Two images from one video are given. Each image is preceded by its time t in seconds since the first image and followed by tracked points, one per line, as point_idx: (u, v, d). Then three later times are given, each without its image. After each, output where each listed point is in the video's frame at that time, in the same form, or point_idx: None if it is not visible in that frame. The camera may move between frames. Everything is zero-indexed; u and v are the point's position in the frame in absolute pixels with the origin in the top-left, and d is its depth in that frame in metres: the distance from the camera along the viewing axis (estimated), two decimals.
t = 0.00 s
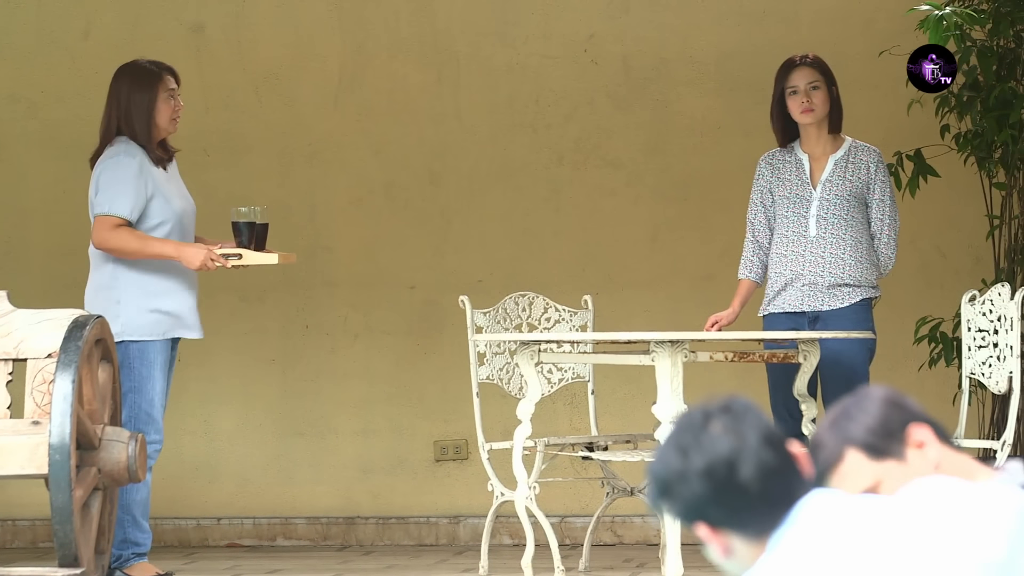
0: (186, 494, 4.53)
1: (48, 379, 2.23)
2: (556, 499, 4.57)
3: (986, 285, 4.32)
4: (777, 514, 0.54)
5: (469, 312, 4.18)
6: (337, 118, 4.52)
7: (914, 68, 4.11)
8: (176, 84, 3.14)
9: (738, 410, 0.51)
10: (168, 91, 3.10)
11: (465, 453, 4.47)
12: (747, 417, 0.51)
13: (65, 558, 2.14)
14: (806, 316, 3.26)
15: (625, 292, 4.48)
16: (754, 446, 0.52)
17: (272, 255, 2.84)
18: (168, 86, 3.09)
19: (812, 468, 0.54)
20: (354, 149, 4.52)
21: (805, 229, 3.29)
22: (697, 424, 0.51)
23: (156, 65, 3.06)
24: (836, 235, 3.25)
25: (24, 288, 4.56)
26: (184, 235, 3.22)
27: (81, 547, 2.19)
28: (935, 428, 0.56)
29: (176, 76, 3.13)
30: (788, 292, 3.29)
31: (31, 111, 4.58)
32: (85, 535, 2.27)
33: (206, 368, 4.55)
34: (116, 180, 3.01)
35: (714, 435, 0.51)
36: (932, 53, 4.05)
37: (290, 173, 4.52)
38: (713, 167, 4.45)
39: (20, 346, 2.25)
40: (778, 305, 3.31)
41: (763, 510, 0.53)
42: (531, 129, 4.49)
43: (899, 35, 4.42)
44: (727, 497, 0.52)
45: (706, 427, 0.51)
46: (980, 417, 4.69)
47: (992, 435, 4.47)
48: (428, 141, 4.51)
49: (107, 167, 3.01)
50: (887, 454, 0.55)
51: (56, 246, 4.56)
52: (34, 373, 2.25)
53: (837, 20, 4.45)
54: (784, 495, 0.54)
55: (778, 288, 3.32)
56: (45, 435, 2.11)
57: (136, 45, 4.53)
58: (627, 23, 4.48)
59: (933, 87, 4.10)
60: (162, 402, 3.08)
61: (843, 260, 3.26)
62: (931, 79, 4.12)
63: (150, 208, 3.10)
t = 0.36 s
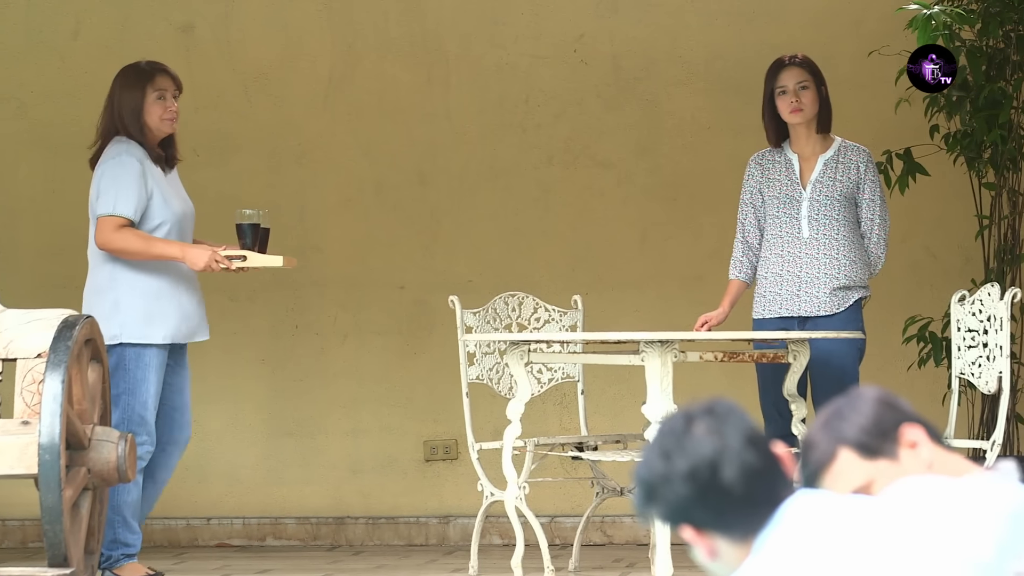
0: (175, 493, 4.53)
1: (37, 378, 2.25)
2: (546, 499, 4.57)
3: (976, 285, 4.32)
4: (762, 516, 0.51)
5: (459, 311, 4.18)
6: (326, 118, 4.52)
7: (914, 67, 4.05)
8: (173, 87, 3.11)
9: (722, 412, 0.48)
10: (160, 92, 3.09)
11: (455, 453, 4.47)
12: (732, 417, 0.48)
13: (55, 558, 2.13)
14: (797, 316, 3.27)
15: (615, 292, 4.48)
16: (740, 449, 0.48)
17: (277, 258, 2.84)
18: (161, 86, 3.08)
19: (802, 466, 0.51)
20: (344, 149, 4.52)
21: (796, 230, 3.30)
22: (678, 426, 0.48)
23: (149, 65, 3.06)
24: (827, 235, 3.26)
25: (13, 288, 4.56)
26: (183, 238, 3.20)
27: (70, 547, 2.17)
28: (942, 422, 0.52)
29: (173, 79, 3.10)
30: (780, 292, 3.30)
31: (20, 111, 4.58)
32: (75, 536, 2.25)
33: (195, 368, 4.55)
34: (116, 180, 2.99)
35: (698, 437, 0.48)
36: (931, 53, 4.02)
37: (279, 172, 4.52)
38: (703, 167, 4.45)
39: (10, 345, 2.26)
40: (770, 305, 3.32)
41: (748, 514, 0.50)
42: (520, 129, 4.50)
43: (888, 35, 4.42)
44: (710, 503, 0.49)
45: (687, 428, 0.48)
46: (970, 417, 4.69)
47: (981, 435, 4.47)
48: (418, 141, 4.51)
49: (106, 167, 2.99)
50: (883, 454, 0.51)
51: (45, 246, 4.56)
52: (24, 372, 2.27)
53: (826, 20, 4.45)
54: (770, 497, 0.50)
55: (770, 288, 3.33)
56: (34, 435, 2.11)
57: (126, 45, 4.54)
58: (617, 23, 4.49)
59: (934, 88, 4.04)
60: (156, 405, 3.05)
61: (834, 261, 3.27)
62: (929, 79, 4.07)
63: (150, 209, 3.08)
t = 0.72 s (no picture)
0: (166, 493, 4.52)
1: (29, 378, 2.22)
2: (537, 499, 4.56)
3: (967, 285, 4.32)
4: (768, 504, 0.68)
5: (450, 311, 4.18)
6: (317, 118, 4.52)
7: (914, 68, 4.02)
8: (194, 91, 3.13)
9: (728, 409, 0.65)
10: (180, 94, 3.11)
11: (445, 453, 4.47)
12: (735, 414, 0.65)
13: (44, 559, 2.12)
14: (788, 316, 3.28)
15: (606, 291, 4.48)
16: (741, 442, 0.65)
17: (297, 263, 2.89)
18: (180, 88, 3.10)
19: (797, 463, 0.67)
20: (335, 148, 4.51)
21: (788, 230, 3.31)
22: (691, 421, 0.65)
23: (170, 67, 3.10)
24: (819, 235, 3.28)
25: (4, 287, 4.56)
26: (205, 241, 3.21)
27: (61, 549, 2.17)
28: (915, 427, 0.69)
29: (194, 82, 3.13)
30: (771, 293, 3.31)
31: (11, 110, 4.58)
32: (66, 534, 2.24)
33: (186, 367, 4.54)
34: (135, 180, 3.01)
35: (707, 431, 0.65)
36: (931, 53, 3.98)
37: (271, 172, 4.52)
38: (693, 167, 4.45)
39: None
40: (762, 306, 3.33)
41: (749, 500, 0.66)
42: (511, 129, 4.49)
43: (879, 34, 4.43)
44: (716, 487, 0.65)
45: (698, 424, 0.65)
46: (961, 416, 4.69)
47: (973, 435, 4.47)
48: (409, 141, 4.51)
49: (128, 167, 3.02)
50: (872, 452, 0.69)
51: (36, 245, 4.56)
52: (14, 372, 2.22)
53: (817, 19, 4.45)
54: (768, 485, 0.67)
55: (761, 288, 3.34)
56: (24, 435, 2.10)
57: (116, 44, 4.53)
58: (608, 23, 4.48)
59: (934, 88, 4.02)
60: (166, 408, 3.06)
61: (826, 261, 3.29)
62: (930, 78, 4.06)
63: (172, 212, 3.10)
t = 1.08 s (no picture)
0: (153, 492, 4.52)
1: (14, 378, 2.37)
2: (523, 498, 4.56)
3: (953, 284, 4.33)
4: (763, 500, 0.71)
5: (437, 311, 4.19)
6: (305, 117, 4.52)
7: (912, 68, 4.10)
8: (235, 90, 3.19)
9: (725, 405, 0.68)
10: (220, 93, 3.17)
11: (432, 452, 4.47)
12: (734, 410, 0.68)
13: (31, 557, 2.38)
14: (774, 317, 3.35)
15: (593, 290, 4.48)
16: (736, 439, 0.68)
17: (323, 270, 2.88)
18: (219, 88, 3.16)
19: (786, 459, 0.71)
20: (322, 147, 4.51)
21: (775, 229, 3.36)
22: (688, 414, 0.68)
23: (209, 67, 3.16)
24: (805, 234, 3.33)
25: None
26: (250, 242, 3.26)
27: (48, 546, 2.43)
28: (910, 425, 0.74)
29: (235, 81, 3.18)
30: (759, 293, 3.38)
31: None
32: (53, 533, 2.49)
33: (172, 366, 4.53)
34: (173, 181, 3.09)
35: (704, 426, 0.68)
36: (930, 52, 4.05)
37: (259, 171, 4.51)
38: (679, 166, 4.45)
39: None
40: (748, 306, 3.39)
41: (743, 493, 0.70)
42: (498, 128, 4.50)
43: (866, 33, 4.43)
44: (708, 479, 0.68)
45: (693, 419, 0.68)
46: (947, 415, 4.69)
47: (959, 434, 4.48)
48: (396, 140, 4.51)
49: (167, 167, 3.10)
50: (868, 449, 0.74)
51: (23, 244, 4.55)
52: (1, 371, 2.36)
53: (804, 18, 4.45)
54: (759, 479, 0.70)
55: (748, 289, 3.40)
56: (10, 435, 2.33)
57: (103, 43, 4.53)
58: (595, 22, 4.48)
59: (935, 87, 4.10)
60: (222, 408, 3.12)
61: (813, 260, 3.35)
62: (931, 78, 4.14)
63: (212, 211, 3.16)
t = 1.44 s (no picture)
0: (134, 491, 4.50)
1: None
2: (504, 496, 4.55)
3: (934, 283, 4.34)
4: (744, 497, 0.97)
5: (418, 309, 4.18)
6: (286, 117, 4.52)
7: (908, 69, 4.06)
8: (282, 94, 3.16)
9: (707, 406, 0.96)
10: (268, 98, 3.13)
11: (414, 451, 4.47)
12: (715, 409, 0.96)
13: (13, 555, 2.60)
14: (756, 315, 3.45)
15: (574, 289, 4.48)
16: (716, 432, 0.95)
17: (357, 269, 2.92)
18: (268, 93, 3.12)
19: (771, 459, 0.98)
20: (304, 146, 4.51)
21: (757, 228, 3.47)
22: (672, 414, 0.96)
23: (259, 70, 3.11)
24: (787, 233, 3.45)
25: None
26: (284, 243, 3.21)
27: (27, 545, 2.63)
28: (917, 423, 1.06)
29: (282, 87, 3.15)
30: (741, 291, 3.49)
31: None
32: (33, 533, 2.71)
33: (153, 365, 4.51)
34: (208, 180, 3.04)
35: (690, 423, 0.96)
36: (928, 54, 4.05)
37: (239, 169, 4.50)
38: (660, 164, 4.46)
39: None
40: (731, 304, 3.50)
41: (723, 482, 0.96)
42: (480, 126, 4.50)
43: (847, 32, 4.44)
44: (692, 466, 0.96)
45: (682, 416, 0.96)
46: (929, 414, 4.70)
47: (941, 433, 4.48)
48: (377, 138, 4.50)
49: (202, 168, 3.05)
50: (877, 439, 1.05)
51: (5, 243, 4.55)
52: None
53: (786, 17, 4.45)
54: (737, 471, 0.96)
55: (731, 286, 3.51)
56: None
57: (85, 41, 4.53)
58: (577, 20, 4.48)
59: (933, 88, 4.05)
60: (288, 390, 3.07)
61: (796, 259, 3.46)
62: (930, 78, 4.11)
63: (246, 210, 3.11)
